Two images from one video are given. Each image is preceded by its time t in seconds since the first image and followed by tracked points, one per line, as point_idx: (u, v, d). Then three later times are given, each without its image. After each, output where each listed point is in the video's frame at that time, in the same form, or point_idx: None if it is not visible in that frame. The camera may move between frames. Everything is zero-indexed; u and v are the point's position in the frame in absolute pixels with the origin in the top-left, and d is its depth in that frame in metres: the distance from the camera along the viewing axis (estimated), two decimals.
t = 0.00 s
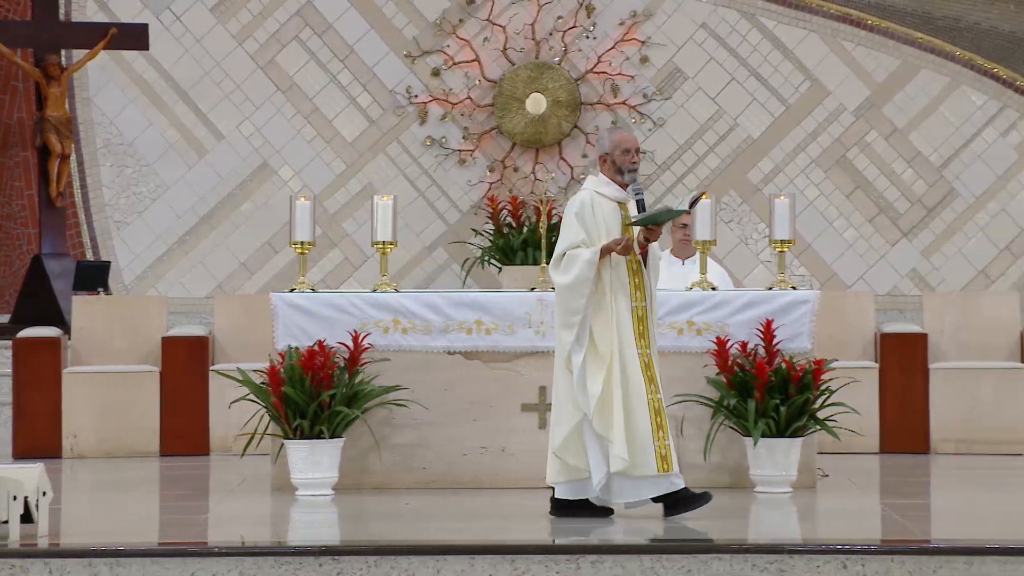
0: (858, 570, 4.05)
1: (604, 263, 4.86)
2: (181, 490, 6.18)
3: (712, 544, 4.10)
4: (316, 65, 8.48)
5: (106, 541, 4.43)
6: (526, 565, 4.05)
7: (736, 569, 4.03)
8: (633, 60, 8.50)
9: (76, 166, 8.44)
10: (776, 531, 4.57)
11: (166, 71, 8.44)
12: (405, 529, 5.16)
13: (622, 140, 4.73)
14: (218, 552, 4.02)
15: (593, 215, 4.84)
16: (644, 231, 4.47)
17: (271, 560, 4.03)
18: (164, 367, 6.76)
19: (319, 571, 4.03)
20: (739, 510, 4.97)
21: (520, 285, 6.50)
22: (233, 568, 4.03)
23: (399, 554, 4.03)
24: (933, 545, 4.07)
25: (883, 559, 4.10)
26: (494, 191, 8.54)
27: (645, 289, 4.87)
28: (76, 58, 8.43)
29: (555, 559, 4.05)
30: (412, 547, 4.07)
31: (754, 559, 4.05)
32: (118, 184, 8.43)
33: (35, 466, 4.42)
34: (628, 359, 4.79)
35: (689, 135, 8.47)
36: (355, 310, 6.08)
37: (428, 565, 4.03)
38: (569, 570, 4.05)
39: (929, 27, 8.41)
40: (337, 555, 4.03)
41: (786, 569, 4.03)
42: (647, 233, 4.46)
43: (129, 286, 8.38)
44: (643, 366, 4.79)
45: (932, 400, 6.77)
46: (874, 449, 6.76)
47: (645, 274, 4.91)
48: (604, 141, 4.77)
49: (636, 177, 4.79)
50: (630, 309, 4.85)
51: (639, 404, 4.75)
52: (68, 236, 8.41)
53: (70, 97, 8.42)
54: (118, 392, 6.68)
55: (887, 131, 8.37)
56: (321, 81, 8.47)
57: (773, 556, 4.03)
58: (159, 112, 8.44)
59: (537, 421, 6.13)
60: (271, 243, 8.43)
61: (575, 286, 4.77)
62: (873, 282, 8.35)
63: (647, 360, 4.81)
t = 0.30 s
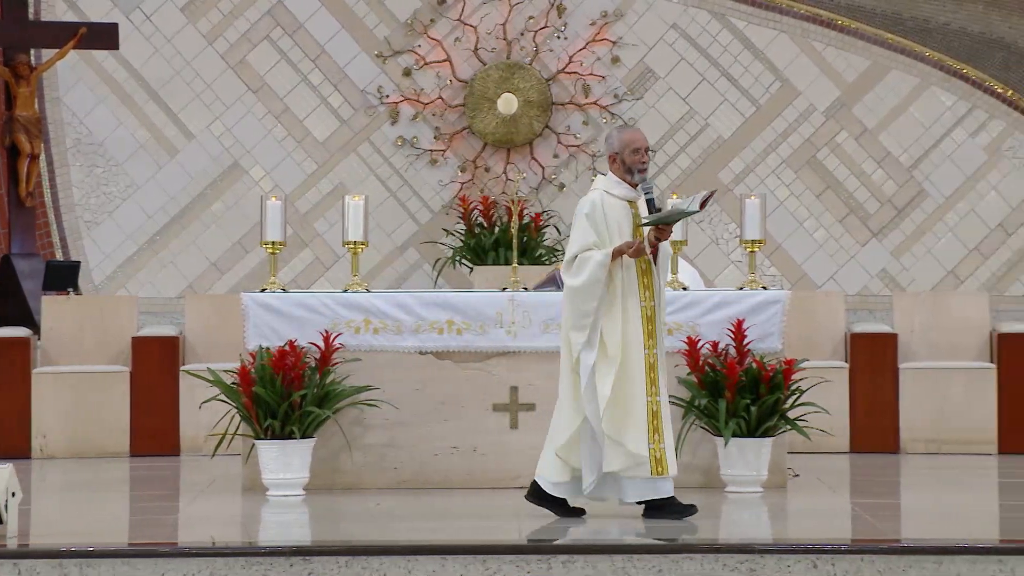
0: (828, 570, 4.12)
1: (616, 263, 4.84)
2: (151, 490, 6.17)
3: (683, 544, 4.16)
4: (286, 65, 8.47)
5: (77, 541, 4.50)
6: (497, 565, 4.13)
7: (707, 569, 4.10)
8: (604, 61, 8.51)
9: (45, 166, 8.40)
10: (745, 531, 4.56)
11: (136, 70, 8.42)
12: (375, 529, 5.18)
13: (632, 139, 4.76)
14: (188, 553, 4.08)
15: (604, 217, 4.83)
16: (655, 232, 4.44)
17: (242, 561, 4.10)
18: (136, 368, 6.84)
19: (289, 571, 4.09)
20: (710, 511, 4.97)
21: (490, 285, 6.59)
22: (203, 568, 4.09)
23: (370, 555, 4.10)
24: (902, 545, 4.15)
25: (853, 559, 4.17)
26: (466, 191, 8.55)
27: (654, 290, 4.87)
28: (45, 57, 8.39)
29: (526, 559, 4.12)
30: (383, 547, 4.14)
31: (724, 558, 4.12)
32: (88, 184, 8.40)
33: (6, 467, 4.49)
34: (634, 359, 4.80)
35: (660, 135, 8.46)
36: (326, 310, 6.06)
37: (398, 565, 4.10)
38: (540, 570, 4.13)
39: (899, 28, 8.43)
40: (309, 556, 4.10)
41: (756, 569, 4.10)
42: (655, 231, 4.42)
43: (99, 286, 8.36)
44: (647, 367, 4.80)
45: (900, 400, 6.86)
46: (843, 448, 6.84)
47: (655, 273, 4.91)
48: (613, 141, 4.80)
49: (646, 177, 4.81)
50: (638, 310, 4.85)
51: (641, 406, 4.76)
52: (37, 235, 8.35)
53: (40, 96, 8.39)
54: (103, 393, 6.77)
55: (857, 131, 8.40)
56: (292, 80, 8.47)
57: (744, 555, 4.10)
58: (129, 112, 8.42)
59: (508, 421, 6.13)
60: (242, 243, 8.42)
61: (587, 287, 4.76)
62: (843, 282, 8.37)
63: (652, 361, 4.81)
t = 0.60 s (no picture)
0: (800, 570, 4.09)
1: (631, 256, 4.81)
2: (121, 491, 6.14)
3: (655, 543, 4.13)
4: (258, 65, 8.46)
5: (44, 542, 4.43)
6: (469, 565, 4.09)
7: (678, 569, 4.07)
8: (576, 61, 8.52)
9: (14, 165, 8.37)
10: (716, 531, 4.56)
11: (106, 69, 8.40)
12: (345, 529, 5.16)
13: (635, 135, 4.70)
14: (157, 554, 4.02)
15: (617, 211, 4.80)
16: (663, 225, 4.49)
17: (212, 561, 4.06)
18: (107, 370, 6.81)
19: (260, 571, 4.05)
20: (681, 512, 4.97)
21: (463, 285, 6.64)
22: (173, 569, 4.05)
23: (341, 555, 4.05)
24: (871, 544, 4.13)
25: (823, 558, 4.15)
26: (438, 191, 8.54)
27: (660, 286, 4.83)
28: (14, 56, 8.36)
29: (498, 559, 4.08)
30: (355, 547, 4.10)
31: (695, 558, 4.09)
32: (58, 183, 8.37)
33: None
34: (638, 355, 4.75)
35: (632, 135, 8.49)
36: (297, 310, 6.05)
37: (371, 565, 4.06)
38: (512, 570, 4.08)
39: (869, 29, 8.46)
40: (279, 556, 4.05)
41: (728, 569, 4.07)
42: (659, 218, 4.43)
43: (69, 286, 8.33)
44: (652, 363, 4.76)
45: (871, 400, 6.90)
46: (815, 447, 6.86)
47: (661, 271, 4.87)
48: (616, 140, 4.74)
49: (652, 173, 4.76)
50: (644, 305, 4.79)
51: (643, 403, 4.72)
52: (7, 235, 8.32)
53: (10, 96, 8.36)
54: (74, 394, 6.81)
55: (828, 131, 8.42)
56: (263, 80, 8.46)
57: (716, 555, 4.07)
58: (100, 111, 8.40)
59: (480, 421, 6.12)
60: (213, 242, 8.40)
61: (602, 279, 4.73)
62: (814, 282, 8.39)
63: (655, 359, 4.77)
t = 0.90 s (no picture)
0: (773, 569, 4.16)
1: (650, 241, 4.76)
2: (91, 492, 6.12)
3: (629, 543, 4.20)
4: (231, 65, 8.45)
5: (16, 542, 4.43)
6: (442, 565, 4.15)
7: (651, 569, 4.13)
8: (549, 61, 8.54)
9: None
10: (690, 530, 4.55)
11: (79, 69, 8.38)
12: (318, 529, 5.16)
13: (634, 134, 4.72)
14: (130, 554, 4.07)
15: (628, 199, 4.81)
16: (664, 224, 4.65)
17: (185, 562, 4.11)
18: (78, 370, 6.85)
19: (234, 572, 4.10)
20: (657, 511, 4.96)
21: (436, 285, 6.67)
22: (147, 568, 4.10)
23: (315, 556, 4.11)
24: (844, 545, 4.21)
25: (798, 557, 4.21)
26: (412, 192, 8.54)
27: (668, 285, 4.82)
28: None
29: (471, 559, 4.14)
30: (328, 548, 4.15)
31: (669, 558, 4.15)
32: (30, 183, 8.34)
33: None
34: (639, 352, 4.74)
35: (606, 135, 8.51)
36: (270, 310, 6.04)
37: (345, 565, 4.11)
38: (485, 570, 4.14)
39: (841, 30, 8.49)
40: (252, 556, 4.12)
41: (701, 568, 4.14)
42: (663, 176, 4.38)
43: (41, 286, 8.30)
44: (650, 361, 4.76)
45: (845, 400, 6.91)
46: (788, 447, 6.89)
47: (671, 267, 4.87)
48: (615, 138, 4.76)
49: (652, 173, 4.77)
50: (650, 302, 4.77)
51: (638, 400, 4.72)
52: None
53: None
54: (45, 392, 6.82)
55: (801, 132, 8.45)
56: (237, 80, 8.45)
57: (690, 555, 4.14)
58: (72, 111, 8.37)
59: (453, 421, 6.12)
60: (186, 243, 8.39)
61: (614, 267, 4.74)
62: (787, 282, 8.41)
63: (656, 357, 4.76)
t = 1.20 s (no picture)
0: (744, 570, 4.21)
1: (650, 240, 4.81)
2: (62, 493, 6.10)
3: (602, 543, 4.24)
4: (204, 64, 8.43)
5: None
6: (415, 565, 4.16)
7: (624, 568, 4.18)
8: (523, 61, 8.53)
9: None
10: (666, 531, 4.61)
11: (50, 68, 8.35)
12: (294, 529, 5.19)
13: (638, 133, 4.76)
14: (101, 554, 4.10)
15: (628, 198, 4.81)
16: (669, 222, 4.66)
17: (157, 562, 4.13)
18: (50, 370, 6.85)
19: (206, 572, 4.12)
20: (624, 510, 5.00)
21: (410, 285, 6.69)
22: (120, 569, 4.13)
23: (287, 556, 4.13)
24: (817, 544, 4.26)
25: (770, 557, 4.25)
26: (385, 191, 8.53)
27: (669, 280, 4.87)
28: None
29: (445, 559, 4.17)
30: (301, 548, 4.17)
31: (642, 558, 4.20)
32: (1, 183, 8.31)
33: None
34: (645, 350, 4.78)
35: (579, 135, 8.52)
36: (243, 310, 6.02)
37: (318, 566, 4.14)
38: (459, 570, 4.17)
39: (814, 30, 8.52)
40: (225, 557, 4.13)
41: (673, 568, 4.19)
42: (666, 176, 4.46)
43: (13, 286, 8.28)
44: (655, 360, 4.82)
45: (816, 400, 6.95)
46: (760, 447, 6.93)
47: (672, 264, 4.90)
48: (620, 137, 4.79)
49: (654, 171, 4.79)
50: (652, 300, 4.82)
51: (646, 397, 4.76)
52: None
53: None
54: (15, 392, 6.82)
55: (773, 132, 8.48)
56: (209, 80, 8.43)
57: (662, 554, 4.19)
58: (44, 110, 8.35)
59: (426, 421, 6.10)
60: (159, 243, 8.38)
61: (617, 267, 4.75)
62: (760, 282, 8.45)
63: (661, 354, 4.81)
